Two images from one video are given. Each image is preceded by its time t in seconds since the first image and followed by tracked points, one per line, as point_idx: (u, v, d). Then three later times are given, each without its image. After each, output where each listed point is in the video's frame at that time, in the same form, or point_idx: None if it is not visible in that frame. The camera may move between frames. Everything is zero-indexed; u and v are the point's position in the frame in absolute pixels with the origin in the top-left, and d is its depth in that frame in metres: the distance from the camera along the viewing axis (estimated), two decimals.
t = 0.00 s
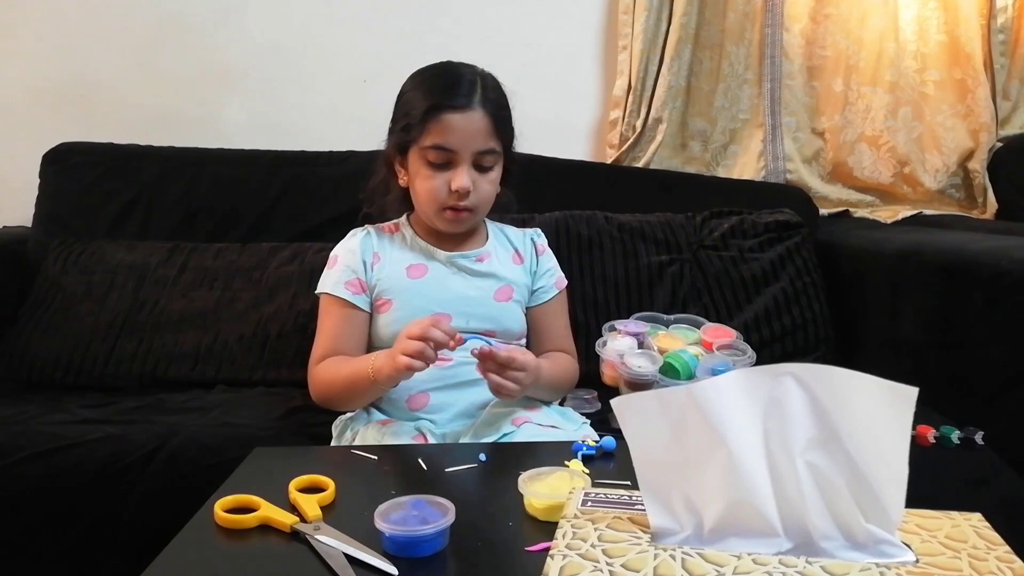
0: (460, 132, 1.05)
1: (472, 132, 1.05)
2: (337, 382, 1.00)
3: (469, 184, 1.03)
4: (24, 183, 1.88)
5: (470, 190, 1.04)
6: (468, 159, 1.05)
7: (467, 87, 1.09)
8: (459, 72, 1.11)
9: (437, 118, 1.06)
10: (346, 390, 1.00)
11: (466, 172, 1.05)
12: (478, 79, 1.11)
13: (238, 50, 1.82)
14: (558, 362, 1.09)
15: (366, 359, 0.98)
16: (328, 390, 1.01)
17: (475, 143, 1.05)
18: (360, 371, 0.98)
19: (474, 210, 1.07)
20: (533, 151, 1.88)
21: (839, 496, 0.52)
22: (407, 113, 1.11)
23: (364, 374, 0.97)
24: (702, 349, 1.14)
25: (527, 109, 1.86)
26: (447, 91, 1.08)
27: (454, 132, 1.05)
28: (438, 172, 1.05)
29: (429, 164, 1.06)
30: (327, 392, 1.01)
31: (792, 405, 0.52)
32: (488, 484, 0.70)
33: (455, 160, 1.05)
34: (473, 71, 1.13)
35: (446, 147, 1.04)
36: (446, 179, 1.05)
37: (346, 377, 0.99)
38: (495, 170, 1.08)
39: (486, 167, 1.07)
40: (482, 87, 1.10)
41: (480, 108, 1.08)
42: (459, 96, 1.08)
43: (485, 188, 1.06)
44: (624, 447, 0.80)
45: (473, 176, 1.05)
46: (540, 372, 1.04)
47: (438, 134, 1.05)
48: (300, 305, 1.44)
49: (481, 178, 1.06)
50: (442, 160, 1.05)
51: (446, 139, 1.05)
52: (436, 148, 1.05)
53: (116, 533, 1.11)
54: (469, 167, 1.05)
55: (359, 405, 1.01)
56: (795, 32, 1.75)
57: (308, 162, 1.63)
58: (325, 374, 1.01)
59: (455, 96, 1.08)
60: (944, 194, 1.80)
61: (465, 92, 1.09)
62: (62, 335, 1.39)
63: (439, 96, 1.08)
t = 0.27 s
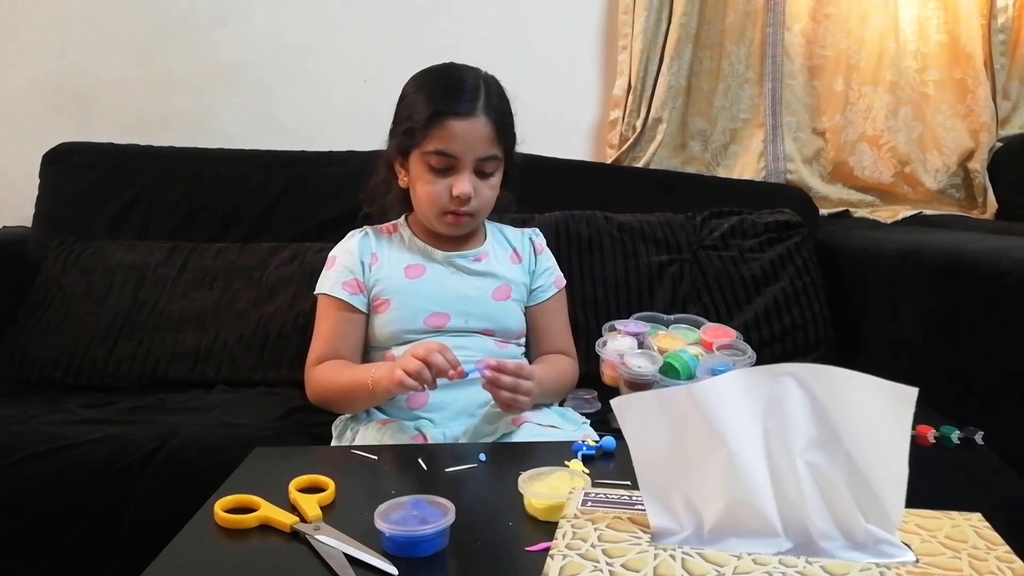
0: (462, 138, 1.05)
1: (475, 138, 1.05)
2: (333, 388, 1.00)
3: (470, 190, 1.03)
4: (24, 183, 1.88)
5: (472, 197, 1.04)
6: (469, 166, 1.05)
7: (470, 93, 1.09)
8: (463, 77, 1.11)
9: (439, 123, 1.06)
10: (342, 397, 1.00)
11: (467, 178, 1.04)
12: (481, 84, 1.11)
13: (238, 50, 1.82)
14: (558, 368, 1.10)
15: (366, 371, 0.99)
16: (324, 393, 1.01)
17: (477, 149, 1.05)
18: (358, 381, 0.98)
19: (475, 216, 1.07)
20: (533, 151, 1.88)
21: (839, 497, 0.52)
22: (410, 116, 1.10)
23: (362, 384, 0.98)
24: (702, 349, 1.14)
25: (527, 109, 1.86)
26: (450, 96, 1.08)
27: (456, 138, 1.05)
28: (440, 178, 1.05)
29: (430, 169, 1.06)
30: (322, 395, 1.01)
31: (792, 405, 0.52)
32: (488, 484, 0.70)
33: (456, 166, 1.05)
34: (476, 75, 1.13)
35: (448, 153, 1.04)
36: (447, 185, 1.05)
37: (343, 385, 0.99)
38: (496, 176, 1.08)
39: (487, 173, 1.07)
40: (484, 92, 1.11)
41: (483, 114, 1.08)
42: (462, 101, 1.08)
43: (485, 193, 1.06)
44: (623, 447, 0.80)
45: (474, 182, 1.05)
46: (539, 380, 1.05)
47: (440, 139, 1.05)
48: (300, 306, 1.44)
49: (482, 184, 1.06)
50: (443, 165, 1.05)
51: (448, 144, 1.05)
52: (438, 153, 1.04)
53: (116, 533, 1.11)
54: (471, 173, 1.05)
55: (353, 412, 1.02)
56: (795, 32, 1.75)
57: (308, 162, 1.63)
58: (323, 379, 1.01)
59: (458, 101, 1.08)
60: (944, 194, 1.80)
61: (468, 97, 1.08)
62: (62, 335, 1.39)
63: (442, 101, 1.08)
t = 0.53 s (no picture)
0: (461, 138, 1.05)
1: (474, 138, 1.05)
2: (331, 398, 1.01)
3: (469, 191, 1.03)
4: (24, 183, 1.88)
5: (471, 197, 1.05)
6: (468, 166, 1.05)
7: (469, 92, 1.09)
8: (462, 76, 1.11)
9: (438, 123, 1.06)
10: (340, 408, 1.01)
11: (466, 179, 1.05)
12: (480, 83, 1.11)
13: (238, 50, 1.82)
14: (560, 376, 1.09)
15: (365, 387, 0.99)
16: (323, 401, 1.02)
17: (477, 149, 1.05)
18: (356, 395, 0.98)
19: (475, 216, 1.07)
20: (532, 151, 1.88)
21: (839, 497, 0.52)
22: (410, 117, 1.10)
23: (359, 399, 0.98)
24: (702, 349, 1.14)
25: (527, 109, 1.86)
26: (449, 96, 1.08)
27: (456, 138, 1.05)
28: (439, 178, 1.05)
29: (430, 170, 1.06)
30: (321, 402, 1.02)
31: (792, 404, 0.52)
32: (488, 484, 0.70)
33: (455, 166, 1.05)
34: (475, 74, 1.13)
35: (447, 153, 1.04)
36: (447, 186, 1.05)
37: (341, 397, 1.00)
38: (496, 176, 1.08)
39: (487, 172, 1.07)
40: (484, 91, 1.11)
41: (482, 113, 1.07)
42: (461, 101, 1.07)
43: (485, 193, 1.06)
44: (624, 447, 0.80)
45: (474, 183, 1.05)
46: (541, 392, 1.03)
47: (439, 140, 1.05)
48: (300, 305, 1.44)
49: (482, 184, 1.06)
50: (442, 166, 1.05)
51: (447, 145, 1.05)
52: (437, 154, 1.04)
53: (116, 533, 1.11)
54: (470, 173, 1.05)
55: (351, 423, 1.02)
56: (795, 31, 1.75)
57: (307, 162, 1.63)
58: (322, 388, 1.02)
59: (457, 100, 1.07)
60: (944, 194, 1.80)
61: (467, 97, 1.08)
62: (62, 335, 1.39)
63: (441, 101, 1.08)
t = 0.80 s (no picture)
0: (464, 140, 1.05)
1: (478, 141, 1.05)
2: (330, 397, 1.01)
3: (472, 194, 1.04)
4: (24, 182, 1.88)
5: (475, 199, 1.05)
6: (472, 168, 1.05)
7: (473, 94, 1.09)
8: (466, 78, 1.11)
9: (442, 125, 1.06)
10: (338, 409, 1.00)
11: (469, 181, 1.05)
12: (484, 86, 1.11)
13: (238, 50, 1.82)
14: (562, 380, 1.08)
15: (364, 387, 0.99)
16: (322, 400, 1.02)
17: (480, 151, 1.05)
18: (354, 395, 0.98)
19: (478, 218, 1.07)
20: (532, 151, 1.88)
21: (839, 496, 0.52)
22: (413, 118, 1.10)
23: (358, 399, 0.98)
24: (702, 349, 1.14)
25: (527, 109, 1.86)
26: (453, 97, 1.08)
27: (459, 140, 1.05)
28: (442, 180, 1.05)
29: (433, 172, 1.06)
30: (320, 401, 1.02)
31: (792, 404, 0.52)
32: (487, 484, 0.70)
33: (459, 169, 1.05)
34: (479, 76, 1.13)
35: (451, 155, 1.04)
36: (450, 188, 1.05)
37: (339, 396, 1.00)
38: (499, 178, 1.08)
39: (490, 175, 1.07)
40: (488, 94, 1.10)
41: (486, 116, 1.08)
42: (465, 103, 1.08)
43: (488, 196, 1.07)
44: (624, 447, 0.80)
45: (477, 185, 1.05)
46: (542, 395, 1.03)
47: (443, 142, 1.05)
48: (300, 306, 1.44)
49: (485, 187, 1.06)
50: (446, 168, 1.05)
51: (450, 147, 1.05)
52: (441, 155, 1.04)
53: (115, 533, 1.11)
54: (473, 175, 1.05)
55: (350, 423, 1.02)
56: (795, 32, 1.75)
57: (307, 162, 1.63)
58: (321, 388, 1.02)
59: (462, 103, 1.08)
60: (944, 194, 1.80)
61: (471, 99, 1.08)
62: (62, 335, 1.39)
63: (445, 103, 1.08)
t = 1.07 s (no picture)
0: (468, 141, 1.05)
1: (482, 141, 1.05)
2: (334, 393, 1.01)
3: (477, 194, 1.03)
4: (24, 183, 1.88)
5: (478, 200, 1.04)
6: (476, 168, 1.05)
7: (477, 95, 1.09)
8: (469, 79, 1.11)
9: (446, 126, 1.06)
10: (341, 404, 1.00)
11: (473, 181, 1.04)
12: (488, 86, 1.11)
13: (238, 49, 1.82)
14: (565, 382, 1.08)
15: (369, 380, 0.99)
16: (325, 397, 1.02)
17: (484, 152, 1.05)
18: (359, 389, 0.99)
19: (481, 218, 1.07)
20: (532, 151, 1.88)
21: (839, 496, 0.52)
22: (416, 118, 1.10)
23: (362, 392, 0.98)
24: (702, 349, 1.14)
25: (527, 109, 1.86)
26: (457, 98, 1.08)
27: (463, 140, 1.05)
28: (447, 181, 1.05)
29: (437, 172, 1.06)
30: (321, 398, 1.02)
31: (793, 404, 0.52)
32: (488, 484, 0.70)
33: (463, 169, 1.05)
34: (483, 77, 1.13)
35: (455, 156, 1.04)
36: (454, 188, 1.05)
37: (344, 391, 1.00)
38: (502, 179, 1.08)
39: (494, 175, 1.07)
40: (492, 95, 1.10)
41: (490, 116, 1.07)
42: (468, 104, 1.07)
43: (492, 196, 1.06)
44: (624, 447, 0.80)
45: (481, 186, 1.05)
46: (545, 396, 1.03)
47: (446, 142, 1.05)
48: (300, 306, 1.44)
49: (489, 187, 1.06)
50: (450, 168, 1.05)
51: (454, 147, 1.05)
52: (444, 156, 1.04)
53: (115, 533, 1.11)
54: (477, 175, 1.05)
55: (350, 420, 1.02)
56: (795, 32, 1.75)
57: (307, 163, 1.63)
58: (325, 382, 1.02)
59: (466, 103, 1.07)
60: (944, 194, 1.80)
61: (475, 100, 1.08)
62: (62, 335, 1.39)
63: (449, 103, 1.08)
